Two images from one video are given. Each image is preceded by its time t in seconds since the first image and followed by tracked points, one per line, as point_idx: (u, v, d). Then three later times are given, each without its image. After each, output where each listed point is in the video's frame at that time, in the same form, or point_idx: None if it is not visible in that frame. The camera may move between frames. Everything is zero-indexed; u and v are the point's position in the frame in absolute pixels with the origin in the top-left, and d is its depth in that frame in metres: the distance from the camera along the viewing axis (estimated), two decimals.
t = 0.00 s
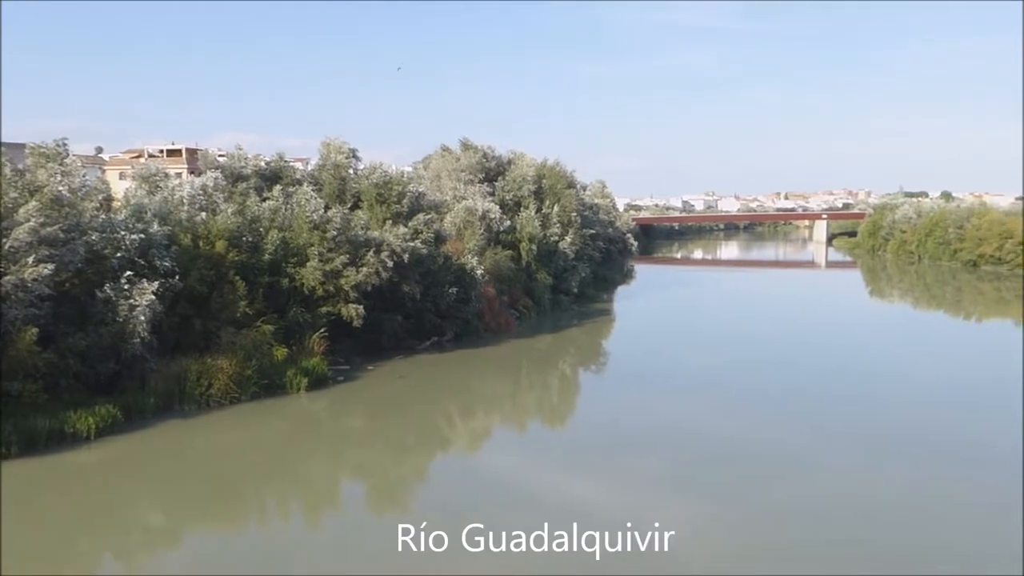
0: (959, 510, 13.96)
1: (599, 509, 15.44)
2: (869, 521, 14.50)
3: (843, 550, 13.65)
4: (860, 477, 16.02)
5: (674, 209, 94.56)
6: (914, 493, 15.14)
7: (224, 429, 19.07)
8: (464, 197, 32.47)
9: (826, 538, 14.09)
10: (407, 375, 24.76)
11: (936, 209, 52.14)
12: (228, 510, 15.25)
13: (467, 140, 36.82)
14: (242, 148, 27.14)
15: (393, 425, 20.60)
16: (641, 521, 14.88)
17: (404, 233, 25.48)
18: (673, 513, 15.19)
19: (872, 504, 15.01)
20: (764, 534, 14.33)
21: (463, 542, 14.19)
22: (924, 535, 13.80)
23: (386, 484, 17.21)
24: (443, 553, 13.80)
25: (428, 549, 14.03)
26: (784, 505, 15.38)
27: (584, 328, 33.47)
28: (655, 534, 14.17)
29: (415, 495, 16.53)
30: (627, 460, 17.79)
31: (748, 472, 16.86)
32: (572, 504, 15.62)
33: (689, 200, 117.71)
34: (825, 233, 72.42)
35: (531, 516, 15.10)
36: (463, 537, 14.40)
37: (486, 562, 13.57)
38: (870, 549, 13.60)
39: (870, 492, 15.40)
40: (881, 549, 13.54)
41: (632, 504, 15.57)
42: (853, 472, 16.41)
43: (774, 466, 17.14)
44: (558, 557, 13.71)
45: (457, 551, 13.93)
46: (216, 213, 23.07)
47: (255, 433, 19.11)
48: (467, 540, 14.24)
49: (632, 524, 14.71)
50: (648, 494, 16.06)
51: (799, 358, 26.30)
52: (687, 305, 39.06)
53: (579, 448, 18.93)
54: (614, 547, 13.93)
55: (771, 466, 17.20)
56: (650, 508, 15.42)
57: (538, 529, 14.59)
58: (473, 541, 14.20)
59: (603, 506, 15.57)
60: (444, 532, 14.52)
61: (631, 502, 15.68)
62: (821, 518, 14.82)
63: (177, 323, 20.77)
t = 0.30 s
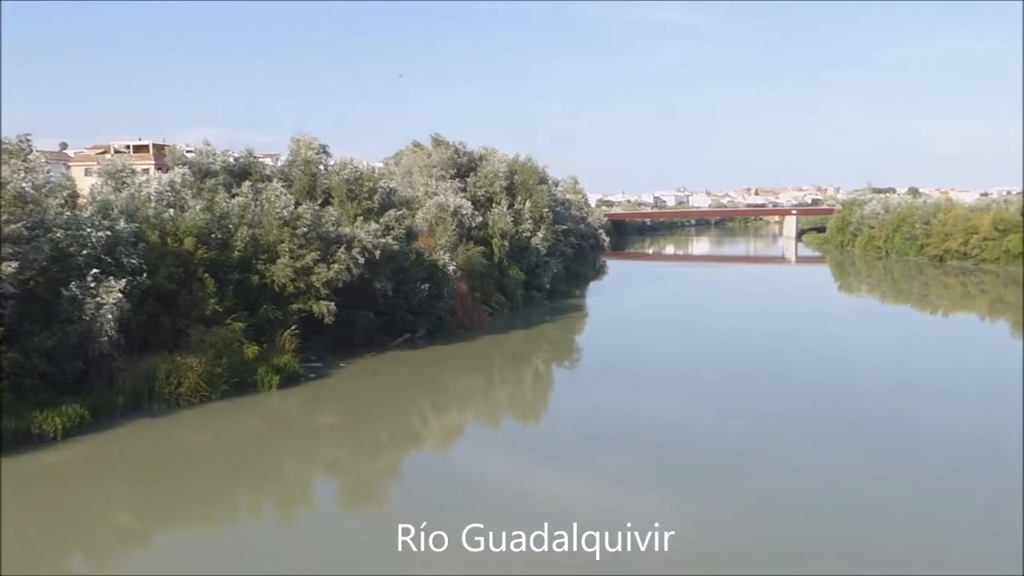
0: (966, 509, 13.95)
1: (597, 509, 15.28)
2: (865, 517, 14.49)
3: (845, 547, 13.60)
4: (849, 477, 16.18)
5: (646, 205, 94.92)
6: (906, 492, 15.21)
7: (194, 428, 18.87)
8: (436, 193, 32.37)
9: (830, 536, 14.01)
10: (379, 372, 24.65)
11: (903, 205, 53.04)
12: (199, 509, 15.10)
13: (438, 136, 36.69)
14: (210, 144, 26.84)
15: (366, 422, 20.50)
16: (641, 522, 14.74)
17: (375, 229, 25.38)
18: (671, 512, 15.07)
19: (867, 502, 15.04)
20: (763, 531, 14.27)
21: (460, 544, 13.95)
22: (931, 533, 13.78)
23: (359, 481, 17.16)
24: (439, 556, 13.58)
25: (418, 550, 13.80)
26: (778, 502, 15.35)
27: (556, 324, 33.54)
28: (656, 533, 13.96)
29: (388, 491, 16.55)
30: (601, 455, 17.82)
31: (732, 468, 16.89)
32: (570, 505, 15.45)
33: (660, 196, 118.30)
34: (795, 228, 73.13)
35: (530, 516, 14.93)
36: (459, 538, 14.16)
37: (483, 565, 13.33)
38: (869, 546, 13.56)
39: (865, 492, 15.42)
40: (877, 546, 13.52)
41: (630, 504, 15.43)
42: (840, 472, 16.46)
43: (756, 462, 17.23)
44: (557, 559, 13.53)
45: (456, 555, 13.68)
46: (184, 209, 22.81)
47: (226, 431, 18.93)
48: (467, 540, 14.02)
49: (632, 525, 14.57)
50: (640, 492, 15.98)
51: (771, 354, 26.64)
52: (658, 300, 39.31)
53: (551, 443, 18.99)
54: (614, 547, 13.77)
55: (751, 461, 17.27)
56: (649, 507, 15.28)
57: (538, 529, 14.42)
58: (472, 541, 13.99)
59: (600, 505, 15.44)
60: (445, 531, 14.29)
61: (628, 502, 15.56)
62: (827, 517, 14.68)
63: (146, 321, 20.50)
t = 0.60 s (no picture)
0: (951, 500, 14.10)
1: (596, 508, 15.10)
2: (861, 511, 14.53)
3: (852, 541, 13.55)
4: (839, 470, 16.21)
5: (605, 200, 95.36)
6: (867, 485, 15.43)
7: (150, 428, 18.54)
8: (396, 188, 32.22)
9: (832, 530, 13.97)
10: (339, 368, 24.50)
11: (858, 200, 54.08)
12: (156, 509, 14.85)
13: (398, 131, 36.51)
14: (165, 138, 26.41)
15: (326, 419, 20.39)
16: (641, 522, 14.59)
17: (335, 225, 25.19)
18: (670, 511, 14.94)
19: (859, 496, 15.09)
20: (762, 527, 14.23)
21: (458, 546, 13.77)
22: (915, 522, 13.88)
23: (318, 479, 17.00)
24: (440, 557, 13.42)
25: (414, 553, 13.60)
26: (767, 497, 15.33)
27: (518, 319, 33.60)
28: (655, 533, 13.91)
29: (348, 487, 16.48)
30: (562, 449, 17.91)
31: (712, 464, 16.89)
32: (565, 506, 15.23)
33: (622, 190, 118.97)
34: (753, 223, 73.99)
35: (531, 516, 14.80)
36: (457, 539, 13.99)
37: (482, 570, 13.06)
38: (866, 539, 13.58)
39: (857, 485, 15.46)
40: (876, 538, 13.55)
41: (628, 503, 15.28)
42: (818, 465, 16.59)
43: (733, 456, 17.30)
44: (555, 560, 13.37)
45: (456, 559, 13.44)
46: (139, 205, 22.41)
47: (182, 430, 18.65)
48: (466, 540, 13.93)
49: (632, 525, 14.41)
50: (629, 489, 15.90)
51: (730, 348, 26.95)
52: (619, 294, 39.57)
53: (510, 439, 18.99)
54: (614, 548, 13.62)
55: (725, 455, 17.35)
56: (647, 506, 15.13)
57: (538, 529, 14.27)
58: (472, 542, 13.91)
59: (600, 504, 15.25)
60: (444, 532, 14.16)
61: (625, 500, 15.40)
62: (829, 512, 14.61)
63: (99, 320, 20.12)
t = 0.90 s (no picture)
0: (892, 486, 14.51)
1: (591, 507, 14.96)
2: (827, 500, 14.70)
3: (864, 535, 13.47)
4: (820, 464, 16.30)
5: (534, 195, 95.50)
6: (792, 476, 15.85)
7: (64, 429, 17.60)
8: (322, 182, 31.73)
9: (837, 524, 13.94)
10: (264, 366, 24.02)
11: (778, 196, 55.49)
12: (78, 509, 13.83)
13: (324, 124, 35.97)
14: (78, 130, 25.44)
15: (251, 418, 19.95)
16: (640, 521, 14.35)
17: (258, 220, 24.68)
18: (666, 508, 14.79)
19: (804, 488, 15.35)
20: (760, 521, 14.25)
21: (458, 547, 13.62)
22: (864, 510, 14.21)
23: (243, 479, 16.59)
24: (436, 556, 13.31)
25: (411, 555, 13.40)
26: (748, 492, 15.35)
27: (446, 314, 33.49)
28: (656, 532, 13.71)
29: (274, 486, 16.19)
30: (491, 444, 17.90)
31: (685, 461, 16.86)
32: (563, 507, 14.99)
33: (550, 185, 119.57)
34: (679, 218, 75.12)
35: (529, 516, 14.65)
36: (457, 540, 13.82)
37: (481, 569, 12.95)
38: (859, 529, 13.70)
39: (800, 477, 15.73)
40: (875, 527, 13.63)
41: (625, 503, 15.05)
42: (745, 455, 16.94)
43: (697, 451, 17.32)
44: (553, 561, 13.16)
45: (455, 565, 13.11)
46: (51, 199, 21.49)
47: (97, 433, 17.83)
48: (466, 540, 13.76)
49: (632, 525, 14.17)
50: (609, 484, 15.86)
51: (659, 341, 27.34)
52: (548, 288, 39.79)
53: (439, 435, 18.88)
54: (614, 548, 13.41)
55: (686, 451, 17.37)
56: (641, 504, 14.97)
57: (538, 529, 14.12)
58: (472, 542, 13.75)
59: (595, 503, 15.11)
60: (444, 531, 14.02)
61: (621, 502, 15.14)
62: (806, 506, 14.64)
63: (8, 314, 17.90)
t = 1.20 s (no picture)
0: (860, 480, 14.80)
1: (585, 505, 14.83)
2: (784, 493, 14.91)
3: (854, 527, 13.53)
4: (791, 457, 16.49)
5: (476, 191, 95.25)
6: (744, 470, 16.05)
7: None
8: (261, 178, 31.21)
9: (833, 516, 13.95)
10: (203, 366, 23.54)
11: (719, 192, 56.40)
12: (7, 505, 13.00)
13: (262, 119, 35.37)
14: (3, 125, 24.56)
15: (190, 419, 19.50)
16: (641, 521, 14.16)
17: (194, 217, 24.16)
18: (659, 506, 14.69)
19: (757, 480, 15.57)
20: (751, 513, 14.29)
21: (458, 548, 13.42)
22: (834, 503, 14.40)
23: (181, 479, 16.21)
24: (439, 562, 13.00)
25: (411, 556, 13.19)
26: (725, 485, 15.43)
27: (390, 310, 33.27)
28: (656, 533, 13.48)
29: (213, 488, 15.84)
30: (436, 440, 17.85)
31: (657, 456, 16.90)
32: (559, 506, 14.80)
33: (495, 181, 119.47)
34: (621, 214, 75.82)
35: (526, 517, 14.42)
36: (457, 540, 13.65)
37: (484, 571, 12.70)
38: (842, 518, 13.85)
39: (752, 471, 15.96)
40: (873, 517, 13.71)
41: (610, 501, 14.96)
42: (694, 449, 17.12)
43: (651, 444, 17.46)
44: (554, 560, 12.95)
45: (454, 568, 12.84)
46: None
47: (29, 429, 16.86)
48: (465, 540, 13.57)
49: (632, 525, 13.96)
50: (592, 481, 15.77)
51: (605, 336, 27.53)
52: (492, 284, 39.81)
53: (385, 433, 18.71)
54: (613, 548, 13.20)
55: (652, 445, 17.45)
56: (632, 502, 14.85)
57: (538, 529, 13.94)
58: (472, 542, 13.53)
59: (586, 502, 14.99)
60: (443, 531, 13.85)
61: (617, 501, 14.96)
62: (772, 498, 14.83)
63: None
